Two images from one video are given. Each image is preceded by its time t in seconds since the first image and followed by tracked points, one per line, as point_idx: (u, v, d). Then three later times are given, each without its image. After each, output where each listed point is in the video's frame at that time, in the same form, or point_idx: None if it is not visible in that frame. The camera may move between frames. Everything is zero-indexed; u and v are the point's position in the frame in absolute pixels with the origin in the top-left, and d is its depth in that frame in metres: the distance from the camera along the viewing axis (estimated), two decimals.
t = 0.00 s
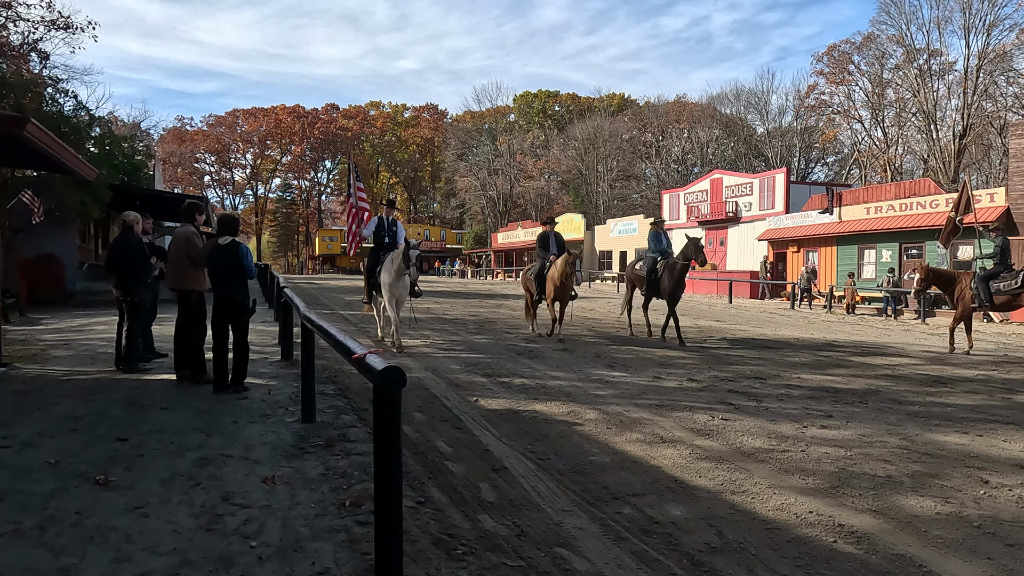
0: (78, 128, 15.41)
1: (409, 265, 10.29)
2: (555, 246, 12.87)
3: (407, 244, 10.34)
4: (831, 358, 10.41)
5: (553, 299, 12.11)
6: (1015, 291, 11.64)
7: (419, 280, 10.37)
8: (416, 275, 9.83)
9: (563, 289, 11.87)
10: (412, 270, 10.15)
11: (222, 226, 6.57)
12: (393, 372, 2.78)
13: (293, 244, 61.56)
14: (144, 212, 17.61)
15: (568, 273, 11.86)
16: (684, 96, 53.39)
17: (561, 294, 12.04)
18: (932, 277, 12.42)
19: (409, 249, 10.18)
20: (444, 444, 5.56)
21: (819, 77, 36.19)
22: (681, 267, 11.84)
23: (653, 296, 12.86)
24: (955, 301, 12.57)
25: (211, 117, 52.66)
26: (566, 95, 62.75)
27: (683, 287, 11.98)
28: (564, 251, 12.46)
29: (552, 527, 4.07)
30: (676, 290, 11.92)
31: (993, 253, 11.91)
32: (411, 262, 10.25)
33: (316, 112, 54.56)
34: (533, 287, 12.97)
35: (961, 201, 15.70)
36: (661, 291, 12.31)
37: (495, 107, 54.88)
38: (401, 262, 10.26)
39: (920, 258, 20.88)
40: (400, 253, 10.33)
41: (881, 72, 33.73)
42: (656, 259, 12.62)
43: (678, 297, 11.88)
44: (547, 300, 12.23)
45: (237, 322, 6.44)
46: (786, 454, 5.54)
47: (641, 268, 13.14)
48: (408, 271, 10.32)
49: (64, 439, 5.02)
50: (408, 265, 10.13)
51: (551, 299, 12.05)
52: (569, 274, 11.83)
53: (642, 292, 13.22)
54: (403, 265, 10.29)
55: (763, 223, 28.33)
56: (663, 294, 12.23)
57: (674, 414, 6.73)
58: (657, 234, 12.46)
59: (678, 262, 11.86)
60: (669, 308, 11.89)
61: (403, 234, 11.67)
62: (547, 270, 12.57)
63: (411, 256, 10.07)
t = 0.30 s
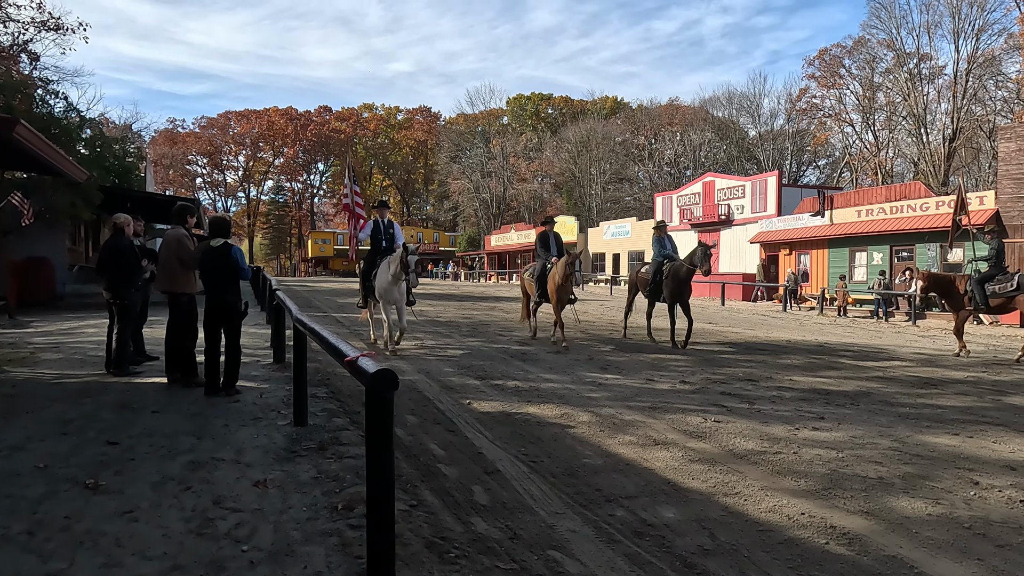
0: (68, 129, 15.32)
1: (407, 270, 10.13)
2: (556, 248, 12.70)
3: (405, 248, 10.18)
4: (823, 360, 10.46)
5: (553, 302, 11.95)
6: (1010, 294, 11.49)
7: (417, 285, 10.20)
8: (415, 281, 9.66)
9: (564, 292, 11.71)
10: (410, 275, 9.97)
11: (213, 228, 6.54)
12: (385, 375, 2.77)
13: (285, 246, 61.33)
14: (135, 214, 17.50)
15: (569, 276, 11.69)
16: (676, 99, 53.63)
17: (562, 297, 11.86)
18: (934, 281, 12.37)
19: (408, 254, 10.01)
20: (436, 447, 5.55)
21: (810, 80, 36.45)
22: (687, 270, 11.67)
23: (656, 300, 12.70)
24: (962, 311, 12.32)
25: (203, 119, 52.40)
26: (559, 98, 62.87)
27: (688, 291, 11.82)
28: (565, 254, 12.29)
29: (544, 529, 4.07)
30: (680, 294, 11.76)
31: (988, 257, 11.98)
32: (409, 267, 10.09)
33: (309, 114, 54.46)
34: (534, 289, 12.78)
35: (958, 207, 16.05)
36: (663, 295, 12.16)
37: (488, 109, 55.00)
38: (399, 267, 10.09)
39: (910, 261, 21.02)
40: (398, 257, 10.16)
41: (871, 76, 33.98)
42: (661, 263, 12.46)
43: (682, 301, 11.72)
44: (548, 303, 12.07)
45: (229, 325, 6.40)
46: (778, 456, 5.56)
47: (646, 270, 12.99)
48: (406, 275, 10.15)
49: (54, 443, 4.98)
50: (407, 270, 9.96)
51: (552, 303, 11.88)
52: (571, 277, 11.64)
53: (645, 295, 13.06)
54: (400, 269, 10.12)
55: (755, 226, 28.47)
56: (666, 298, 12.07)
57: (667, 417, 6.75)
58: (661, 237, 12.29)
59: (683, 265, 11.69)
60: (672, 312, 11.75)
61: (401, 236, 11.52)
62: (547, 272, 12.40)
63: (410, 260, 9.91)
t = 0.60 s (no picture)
0: (58, 130, 15.22)
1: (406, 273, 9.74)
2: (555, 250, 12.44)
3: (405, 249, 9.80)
4: (814, 361, 10.53)
5: (554, 305, 11.65)
6: (1008, 296, 11.52)
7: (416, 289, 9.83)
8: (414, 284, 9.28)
9: (565, 296, 11.42)
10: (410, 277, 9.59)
11: (204, 231, 6.51)
12: (378, 377, 2.77)
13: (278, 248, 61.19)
14: (126, 216, 17.38)
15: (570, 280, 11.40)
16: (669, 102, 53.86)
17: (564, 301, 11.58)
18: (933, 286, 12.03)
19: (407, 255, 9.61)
20: (429, 449, 5.54)
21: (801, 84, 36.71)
22: (693, 274, 11.43)
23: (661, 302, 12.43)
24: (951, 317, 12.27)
25: (194, 120, 52.17)
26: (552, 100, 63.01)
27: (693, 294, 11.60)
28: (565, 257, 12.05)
29: (537, 531, 4.07)
30: (686, 298, 11.53)
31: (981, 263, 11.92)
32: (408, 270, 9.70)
33: (301, 116, 54.34)
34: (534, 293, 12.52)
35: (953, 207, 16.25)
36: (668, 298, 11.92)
37: (481, 112, 55.12)
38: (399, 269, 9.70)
39: (901, 263, 21.17)
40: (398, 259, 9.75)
41: (862, 79, 34.24)
42: (666, 265, 12.21)
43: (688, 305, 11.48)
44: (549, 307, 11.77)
45: (221, 328, 6.37)
46: (770, 457, 5.58)
47: (650, 272, 12.76)
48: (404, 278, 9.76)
49: (43, 446, 4.94)
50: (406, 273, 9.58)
51: (553, 307, 11.62)
52: (571, 281, 11.40)
53: (649, 297, 12.77)
54: (399, 272, 9.74)
55: (747, 228, 28.60)
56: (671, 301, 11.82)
57: (660, 419, 6.76)
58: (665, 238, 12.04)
59: (689, 268, 11.44)
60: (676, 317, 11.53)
61: (400, 236, 11.11)
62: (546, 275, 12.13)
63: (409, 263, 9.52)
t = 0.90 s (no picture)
0: (48, 131, 15.11)
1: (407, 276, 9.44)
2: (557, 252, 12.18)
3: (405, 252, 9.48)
4: (805, 363, 10.60)
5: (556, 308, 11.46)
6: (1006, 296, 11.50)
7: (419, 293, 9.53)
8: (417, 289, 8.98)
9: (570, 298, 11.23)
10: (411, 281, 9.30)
11: (195, 232, 6.46)
12: (370, 380, 2.77)
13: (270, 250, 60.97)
14: (116, 217, 17.27)
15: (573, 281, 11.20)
16: (661, 104, 54.07)
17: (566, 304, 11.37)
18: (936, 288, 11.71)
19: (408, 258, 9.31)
20: (422, 452, 5.53)
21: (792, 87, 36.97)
22: (701, 278, 11.29)
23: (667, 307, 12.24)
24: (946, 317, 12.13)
25: (186, 122, 51.91)
26: (545, 102, 63.12)
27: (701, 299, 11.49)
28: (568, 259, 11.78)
29: (530, 534, 4.07)
30: (695, 303, 11.39)
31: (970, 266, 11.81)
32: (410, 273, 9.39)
33: (294, 118, 54.20)
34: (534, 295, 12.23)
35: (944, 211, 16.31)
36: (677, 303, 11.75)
37: (474, 114, 55.17)
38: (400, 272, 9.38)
39: (892, 265, 21.34)
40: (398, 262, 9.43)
41: (853, 82, 34.47)
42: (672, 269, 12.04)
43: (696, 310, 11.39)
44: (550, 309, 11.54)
45: (212, 330, 6.33)
46: (761, 459, 5.60)
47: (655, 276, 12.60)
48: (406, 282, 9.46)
49: (32, 449, 4.89)
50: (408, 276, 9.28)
51: (554, 309, 11.34)
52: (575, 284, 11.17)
53: (655, 302, 12.57)
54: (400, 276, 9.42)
55: (739, 230, 28.74)
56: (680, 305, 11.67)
57: (652, 421, 6.78)
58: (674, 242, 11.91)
59: (699, 272, 11.32)
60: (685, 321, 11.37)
61: (398, 239, 10.76)
62: (548, 277, 11.85)
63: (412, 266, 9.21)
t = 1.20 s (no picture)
0: (38, 132, 15.02)
1: (407, 277, 9.25)
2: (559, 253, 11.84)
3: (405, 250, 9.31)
4: (795, 365, 10.67)
5: (563, 314, 11.17)
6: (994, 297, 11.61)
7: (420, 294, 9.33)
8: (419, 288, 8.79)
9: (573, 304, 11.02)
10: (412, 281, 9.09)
11: (187, 234, 6.44)
12: (363, 381, 2.77)
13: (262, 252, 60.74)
14: (106, 219, 17.14)
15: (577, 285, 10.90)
16: (653, 107, 54.27)
17: (571, 308, 11.12)
18: (937, 290, 11.60)
19: (409, 257, 9.13)
20: (414, 453, 5.52)
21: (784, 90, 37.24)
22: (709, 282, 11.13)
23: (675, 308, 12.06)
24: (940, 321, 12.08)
25: (177, 123, 51.64)
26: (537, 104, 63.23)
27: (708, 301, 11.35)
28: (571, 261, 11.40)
29: (523, 535, 4.07)
30: (703, 305, 11.24)
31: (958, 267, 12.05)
32: (410, 273, 9.20)
33: (286, 119, 54.05)
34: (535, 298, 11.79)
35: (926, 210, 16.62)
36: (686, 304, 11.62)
37: (466, 116, 55.17)
38: (400, 271, 9.19)
39: (882, 268, 21.52)
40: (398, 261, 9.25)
41: (843, 86, 34.73)
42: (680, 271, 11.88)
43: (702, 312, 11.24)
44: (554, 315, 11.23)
45: (204, 332, 6.29)
46: (754, 460, 5.63)
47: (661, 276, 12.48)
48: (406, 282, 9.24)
49: (20, 452, 4.86)
50: (408, 276, 9.08)
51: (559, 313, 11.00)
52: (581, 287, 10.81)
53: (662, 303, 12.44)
54: (400, 275, 9.23)
55: (731, 232, 28.88)
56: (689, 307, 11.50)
57: (645, 422, 6.80)
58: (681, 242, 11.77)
59: (706, 275, 11.16)
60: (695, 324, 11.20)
61: (396, 240, 10.70)
62: (550, 280, 11.44)
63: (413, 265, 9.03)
